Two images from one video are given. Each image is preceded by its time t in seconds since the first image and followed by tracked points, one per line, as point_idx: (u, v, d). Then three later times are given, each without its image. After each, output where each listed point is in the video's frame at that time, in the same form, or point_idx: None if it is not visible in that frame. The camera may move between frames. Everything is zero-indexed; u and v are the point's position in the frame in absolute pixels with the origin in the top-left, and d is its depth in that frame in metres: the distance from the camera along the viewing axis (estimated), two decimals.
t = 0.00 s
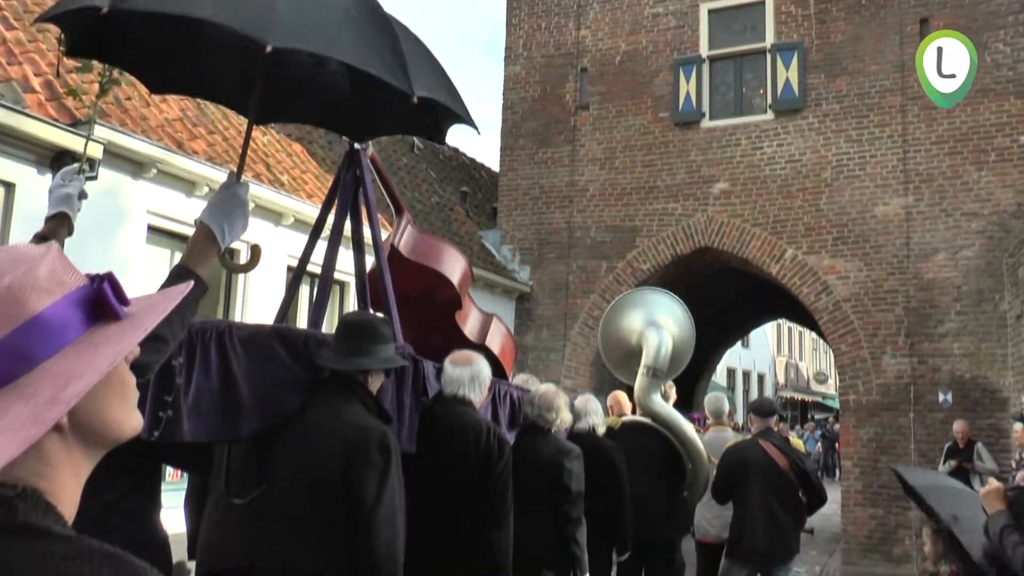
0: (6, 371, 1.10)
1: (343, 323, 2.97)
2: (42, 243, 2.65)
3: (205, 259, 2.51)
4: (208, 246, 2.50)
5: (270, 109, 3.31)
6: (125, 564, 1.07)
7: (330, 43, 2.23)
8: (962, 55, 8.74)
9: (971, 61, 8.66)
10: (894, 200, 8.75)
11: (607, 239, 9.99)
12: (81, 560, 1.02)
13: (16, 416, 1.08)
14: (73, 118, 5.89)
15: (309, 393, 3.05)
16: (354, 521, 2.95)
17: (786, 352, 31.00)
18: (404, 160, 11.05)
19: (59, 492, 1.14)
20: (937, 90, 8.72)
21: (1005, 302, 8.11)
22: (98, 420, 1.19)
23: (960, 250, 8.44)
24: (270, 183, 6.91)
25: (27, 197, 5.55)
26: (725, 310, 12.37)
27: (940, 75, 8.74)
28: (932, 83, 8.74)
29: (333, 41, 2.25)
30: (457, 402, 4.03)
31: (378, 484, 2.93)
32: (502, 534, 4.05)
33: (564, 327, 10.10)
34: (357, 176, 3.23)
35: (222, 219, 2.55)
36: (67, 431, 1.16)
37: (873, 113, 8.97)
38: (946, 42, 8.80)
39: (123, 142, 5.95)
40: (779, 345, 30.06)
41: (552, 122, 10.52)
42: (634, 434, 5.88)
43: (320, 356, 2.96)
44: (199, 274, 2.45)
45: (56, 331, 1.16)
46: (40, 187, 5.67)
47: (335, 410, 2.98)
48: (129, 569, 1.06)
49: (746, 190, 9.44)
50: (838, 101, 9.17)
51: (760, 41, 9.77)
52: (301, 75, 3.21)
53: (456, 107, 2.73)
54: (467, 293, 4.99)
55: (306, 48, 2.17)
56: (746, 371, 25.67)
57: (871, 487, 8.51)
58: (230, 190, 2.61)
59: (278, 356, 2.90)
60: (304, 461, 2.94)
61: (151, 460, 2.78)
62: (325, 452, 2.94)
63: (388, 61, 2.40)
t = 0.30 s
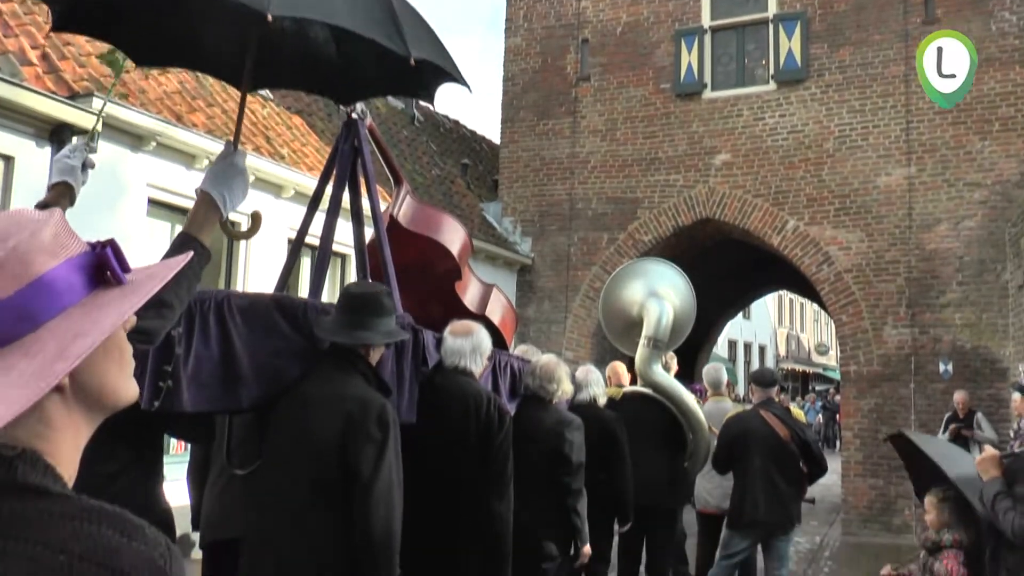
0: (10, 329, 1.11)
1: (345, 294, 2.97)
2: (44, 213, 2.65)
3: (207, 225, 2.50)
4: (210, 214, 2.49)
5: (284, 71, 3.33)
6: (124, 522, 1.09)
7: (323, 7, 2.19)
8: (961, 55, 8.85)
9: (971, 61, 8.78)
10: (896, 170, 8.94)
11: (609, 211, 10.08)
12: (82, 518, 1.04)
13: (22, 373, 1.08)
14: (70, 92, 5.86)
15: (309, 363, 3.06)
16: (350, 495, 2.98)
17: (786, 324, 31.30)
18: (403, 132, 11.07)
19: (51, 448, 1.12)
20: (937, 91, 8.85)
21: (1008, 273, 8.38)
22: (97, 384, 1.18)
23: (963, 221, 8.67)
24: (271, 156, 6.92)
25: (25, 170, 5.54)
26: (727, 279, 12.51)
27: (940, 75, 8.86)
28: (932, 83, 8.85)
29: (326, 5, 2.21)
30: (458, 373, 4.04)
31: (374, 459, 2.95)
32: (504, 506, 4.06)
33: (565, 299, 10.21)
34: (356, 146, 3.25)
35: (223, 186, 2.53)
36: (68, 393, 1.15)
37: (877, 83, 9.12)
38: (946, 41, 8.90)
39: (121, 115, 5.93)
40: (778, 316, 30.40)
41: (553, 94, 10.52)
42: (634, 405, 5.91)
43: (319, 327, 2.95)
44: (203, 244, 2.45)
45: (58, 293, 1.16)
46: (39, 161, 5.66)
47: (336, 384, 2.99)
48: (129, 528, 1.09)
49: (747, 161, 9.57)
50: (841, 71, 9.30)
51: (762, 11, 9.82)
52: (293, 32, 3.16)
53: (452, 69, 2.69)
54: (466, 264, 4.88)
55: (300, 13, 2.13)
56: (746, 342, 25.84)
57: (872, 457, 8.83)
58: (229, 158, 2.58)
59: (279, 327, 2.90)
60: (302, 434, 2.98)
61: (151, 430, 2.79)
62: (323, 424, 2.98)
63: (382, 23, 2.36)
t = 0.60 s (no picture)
0: (27, 294, 1.14)
1: (338, 266, 2.99)
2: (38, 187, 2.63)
3: (202, 193, 2.52)
4: (206, 179, 2.51)
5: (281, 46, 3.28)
6: (131, 488, 1.10)
7: None
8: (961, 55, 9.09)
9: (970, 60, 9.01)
10: (899, 141, 9.24)
11: (611, 183, 10.56)
12: (88, 484, 1.06)
13: (45, 332, 1.12)
14: (67, 67, 5.84)
15: (309, 334, 3.05)
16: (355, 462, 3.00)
17: (786, 296, 31.79)
18: (404, 105, 11.28)
19: (48, 409, 1.13)
20: (938, 91, 9.12)
21: (1010, 244, 8.70)
22: (103, 353, 1.21)
23: (965, 191, 8.96)
24: (270, 130, 6.91)
25: (25, 144, 5.55)
26: (728, 249, 12.75)
27: (940, 75, 9.12)
28: (932, 83, 9.12)
29: None
30: (459, 344, 4.06)
31: (378, 426, 2.96)
32: (505, 477, 4.10)
33: (567, 272, 10.68)
34: (353, 119, 3.26)
35: (216, 152, 2.54)
36: (79, 361, 1.17)
37: (879, 54, 9.40)
38: (946, 41, 9.13)
39: (118, 89, 5.92)
40: (780, 290, 30.97)
41: (553, 66, 10.97)
42: (635, 375, 5.94)
43: (317, 301, 2.97)
44: (199, 207, 2.47)
45: (70, 260, 1.19)
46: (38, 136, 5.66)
47: (336, 353, 3.03)
48: (137, 493, 1.10)
49: (748, 131, 9.95)
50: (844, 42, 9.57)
51: None
52: (283, 8, 3.13)
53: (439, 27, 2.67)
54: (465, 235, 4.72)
55: None
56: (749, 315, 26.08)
57: (872, 428, 9.26)
58: (222, 125, 2.59)
59: (277, 299, 2.87)
60: (307, 403, 3.01)
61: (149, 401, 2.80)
62: (325, 393, 3.00)
63: None
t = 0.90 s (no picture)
0: (46, 266, 1.15)
1: (336, 241, 3.00)
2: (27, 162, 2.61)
3: (197, 170, 2.52)
4: (201, 159, 2.51)
5: (272, 20, 3.22)
6: (138, 460, 1.10)
7: None
8: (961, 54, 9.34)
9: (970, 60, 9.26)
10: (900, 115, 9.52)
11: (611, 159, 10.83)
12: (96, 456, 1.08)
13: (68, 303, 1.15)
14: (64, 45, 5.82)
15: (309, 310, 3.05)
16: (360, 434, 3.02)
17: (785, 272, 32.14)
18: (403, 83, 11.38)
19: (50, 377, 1.14)
20: (938, 91, 9.37)
21: (1011, 217, 9.02)
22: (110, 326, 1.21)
23: (967, 164, 9.27)
24: (270, 108, 6.93)
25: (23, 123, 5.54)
26: (727, 224, 12.94)
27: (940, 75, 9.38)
28: (932, 83, 9.38)
29: None
30: (459, 320, 4.02)
31: (383, 399, 2.99)
32: (508, 451, 4.11)
33: (567, 248, 10.99)
34: (352, 96, 3.25)
35: (211, 130, 2.52)
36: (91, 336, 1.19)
37: (880, 27, 9.66)
38: (947, 41, 9.35)
39: (117, 68, 5.95)
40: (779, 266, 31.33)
41: (553, 43, 11.23)
42: (635, 351, 5.96)
43: (316, 275, 2.95)
44: (196, 186, 2.49)
45: (84, 235, 1.21)
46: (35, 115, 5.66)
47: (341, 326, 3.05)
48: (145, 465, 1.10)
49: (749, 105, 10.23)
50: (845, 17, 9.83)
51: None
52: None
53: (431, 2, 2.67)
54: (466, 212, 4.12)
55: None
56: (749, 290, 26.34)
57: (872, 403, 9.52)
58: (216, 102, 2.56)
59: (279, 277, 2.83)
60: (311, 376, 3.02)
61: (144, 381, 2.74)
62: (328, 366, 3.02)
63: None
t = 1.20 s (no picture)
0: (58, 237, 1.17)
1: (337, 216, 3.00)
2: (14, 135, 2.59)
3: (193, 141, 2.51)
4: (196, 131, 2.50)
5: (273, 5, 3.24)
6: (140, 431, 1.12)
7: None
8: (960, 54, 9.29)
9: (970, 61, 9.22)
10: (901, 90, 9.50)
11: (610, 135, 10.81)
12: (97, 428, 1.09)
13: (82, 272, 1.18)
14: (60, 23, 5.80)
15: (310, 284, 3.04)
16: (358, 410, 3.04)
17: (786, 248, 32.18)
18: (403, 60, 11.36)
19: (57, 348, 1.15)
20: (938, 91, 9.34)
21: (1012, 192, 9.01)
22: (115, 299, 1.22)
23: (968, 139, 9.25)
24: (268, 85, 6.93)
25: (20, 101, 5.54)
26: (727, 200, 12.95)
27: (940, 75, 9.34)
28: (932, 83, 9.34)
29: None
30: (459, 294, 4.05)
31: (381, 372, 2.99)
32: (508, 427, 4.10)
33: (567, 225, 11.03)
34: (350, 72, 3.22)
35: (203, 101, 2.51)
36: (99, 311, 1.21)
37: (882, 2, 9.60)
38: (946, 41, 9.33)
39: (115, 46, 5.93)
40: (780, 242, 31.38)
41: (553, 19, 11.16)
42: (635, 327, 5.97)
43: (317, 249, 2.94)
44: (193, 159, 2.48)
45: (95, 207, 1.22)
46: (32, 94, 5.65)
47: (340, 299, 3.05)
48: (145, 437, 1.12)
49: (750, 81, 10.21)
50: None
51: None
52: None
53: None
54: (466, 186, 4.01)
55: None
56: (750, 267, 26.40)
57: (872, 378, 9.57)
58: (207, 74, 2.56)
59: (280, 253, 2.84)
60: (310, 349, 3.02)
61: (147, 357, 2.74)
62: (328, 339, 3.03)
63: None
